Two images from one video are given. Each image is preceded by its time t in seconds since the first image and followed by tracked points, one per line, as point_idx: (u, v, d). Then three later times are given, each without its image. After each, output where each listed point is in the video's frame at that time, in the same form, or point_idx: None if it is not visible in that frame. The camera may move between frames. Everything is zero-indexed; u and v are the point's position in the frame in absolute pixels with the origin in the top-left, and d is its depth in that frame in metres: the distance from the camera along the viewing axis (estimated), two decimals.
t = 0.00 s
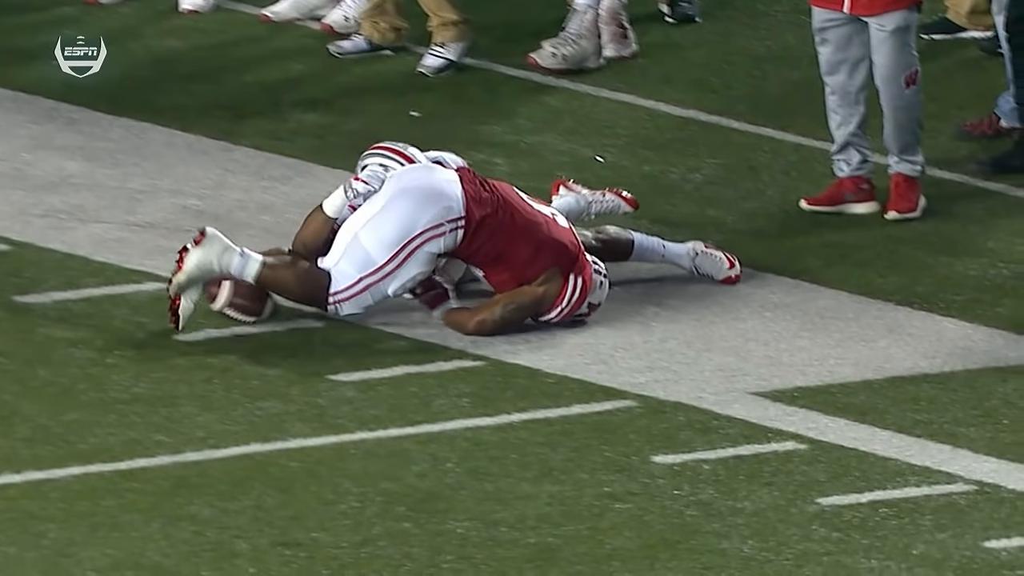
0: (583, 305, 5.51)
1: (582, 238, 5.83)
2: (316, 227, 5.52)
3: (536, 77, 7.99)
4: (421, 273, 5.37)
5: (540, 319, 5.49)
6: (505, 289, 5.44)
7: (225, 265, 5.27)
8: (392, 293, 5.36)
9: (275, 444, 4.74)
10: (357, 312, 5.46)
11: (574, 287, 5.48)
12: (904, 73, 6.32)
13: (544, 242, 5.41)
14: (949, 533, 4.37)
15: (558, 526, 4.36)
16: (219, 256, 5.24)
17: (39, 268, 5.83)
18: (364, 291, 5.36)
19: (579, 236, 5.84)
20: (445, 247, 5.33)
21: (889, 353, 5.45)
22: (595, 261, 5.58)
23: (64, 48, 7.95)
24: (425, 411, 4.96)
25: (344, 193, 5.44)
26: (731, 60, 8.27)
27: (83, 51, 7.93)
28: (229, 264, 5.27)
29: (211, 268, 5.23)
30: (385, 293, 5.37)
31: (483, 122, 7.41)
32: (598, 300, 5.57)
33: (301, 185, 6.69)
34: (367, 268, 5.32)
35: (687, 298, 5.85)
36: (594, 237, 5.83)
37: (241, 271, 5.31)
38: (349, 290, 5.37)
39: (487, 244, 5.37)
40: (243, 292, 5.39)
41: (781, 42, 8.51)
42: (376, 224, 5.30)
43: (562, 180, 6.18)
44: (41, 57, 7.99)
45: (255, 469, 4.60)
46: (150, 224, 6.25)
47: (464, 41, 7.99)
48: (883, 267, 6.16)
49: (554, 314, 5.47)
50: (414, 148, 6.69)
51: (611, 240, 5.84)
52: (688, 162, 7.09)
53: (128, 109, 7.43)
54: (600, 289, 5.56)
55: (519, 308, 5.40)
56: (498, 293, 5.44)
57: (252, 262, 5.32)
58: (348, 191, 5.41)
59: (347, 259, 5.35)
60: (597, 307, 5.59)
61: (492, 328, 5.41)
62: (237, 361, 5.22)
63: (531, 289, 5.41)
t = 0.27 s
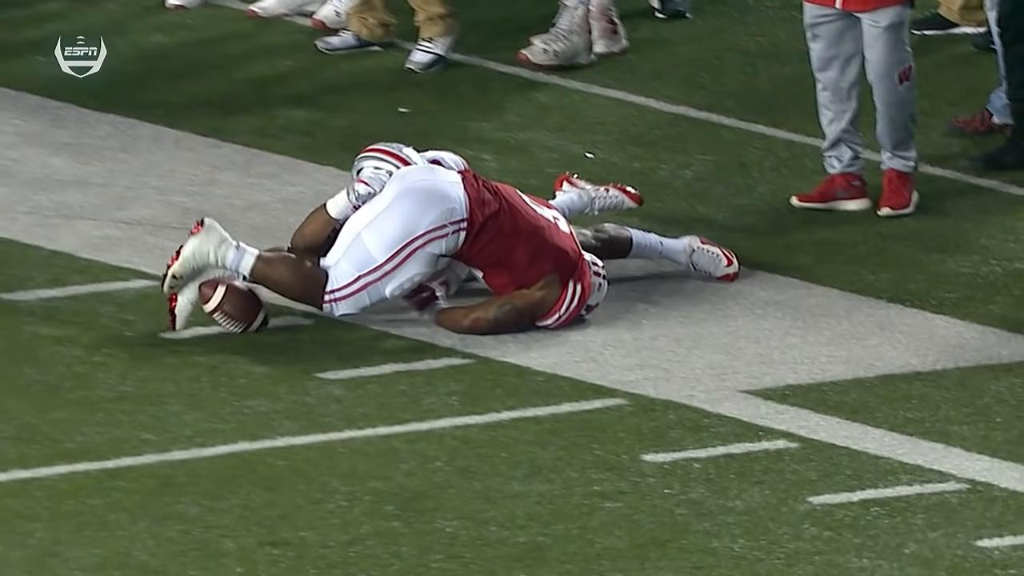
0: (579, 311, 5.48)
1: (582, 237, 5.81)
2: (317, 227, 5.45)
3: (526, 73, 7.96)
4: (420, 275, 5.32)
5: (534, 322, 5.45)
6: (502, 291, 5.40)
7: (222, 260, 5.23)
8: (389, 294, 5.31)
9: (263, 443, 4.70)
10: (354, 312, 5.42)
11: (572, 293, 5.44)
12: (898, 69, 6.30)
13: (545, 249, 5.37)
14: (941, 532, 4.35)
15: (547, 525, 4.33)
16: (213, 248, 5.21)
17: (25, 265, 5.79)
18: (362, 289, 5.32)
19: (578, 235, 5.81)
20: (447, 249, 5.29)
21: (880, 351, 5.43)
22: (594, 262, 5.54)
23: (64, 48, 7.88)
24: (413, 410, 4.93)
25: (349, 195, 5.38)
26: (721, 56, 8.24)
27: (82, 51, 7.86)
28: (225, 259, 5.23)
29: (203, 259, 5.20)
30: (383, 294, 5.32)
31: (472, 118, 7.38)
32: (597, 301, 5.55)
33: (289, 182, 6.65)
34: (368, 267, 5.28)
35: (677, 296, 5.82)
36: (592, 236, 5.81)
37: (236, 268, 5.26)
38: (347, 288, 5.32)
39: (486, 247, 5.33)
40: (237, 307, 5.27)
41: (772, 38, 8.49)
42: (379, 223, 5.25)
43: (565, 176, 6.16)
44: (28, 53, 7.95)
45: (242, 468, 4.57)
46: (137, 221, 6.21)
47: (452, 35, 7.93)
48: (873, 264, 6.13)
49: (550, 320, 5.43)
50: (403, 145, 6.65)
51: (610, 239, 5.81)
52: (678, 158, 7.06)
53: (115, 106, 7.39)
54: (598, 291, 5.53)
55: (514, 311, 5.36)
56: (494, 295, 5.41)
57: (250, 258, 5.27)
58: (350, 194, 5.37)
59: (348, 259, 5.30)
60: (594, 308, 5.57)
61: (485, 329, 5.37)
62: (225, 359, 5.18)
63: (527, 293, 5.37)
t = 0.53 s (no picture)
0: (579, 314, 5.45)
1: (582, 236, 5.79)
2: (317, 226, 5.41)
3: (519, 70, 7.93)
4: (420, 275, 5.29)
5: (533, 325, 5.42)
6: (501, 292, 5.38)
7: (221, 254, 5.22)
8: (387, 294, 5.28)
9: (254, 441, 4.68)
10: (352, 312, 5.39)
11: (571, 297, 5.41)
12: (893, 66, 6.28)
13: (546, 254, 5.33)
14: (936, 531, 4.33)
15: (540, 525, 4.31)
16: (213, 242, 5.20)
17: (16, 263, 5.77)
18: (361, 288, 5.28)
19: (578, 234, 5.79)
20: (446, 250, 5.26)
21: (875, 350, 5.41)
22: (594, 263, 5.50)
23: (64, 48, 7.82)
24: (406, 408, 4.90)
25: (352, 199, 5.33)
26: (715, 53, 8.23)
27: (83, 51, 7.79)
28: (224, 253, 5.22)
29: (203, 252, 5.19)
30: (381, 294, 5.29)
31: (465, 116, 7.36)
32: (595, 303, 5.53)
33: (281, 179, 6.63)
34: (368, 267, 5.25)
35: (671, 294, 5.80)
36: (592, 236, 5.79)
37: (235, 263, 5.24)
38: (346, 287, 5.29)
39: (486, 248, 5.30)
40: (231, 312, 5.22)
41: (766, 36, 8.47)
42: (381, 224, 5.23)
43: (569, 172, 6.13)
44: (19, 51, 7.92)
45: (234, 467, 4.54)
46: (128, 219, 6.18)
47: (444, 31, 7.91)
48: (867, 262, 6.11)
49: (548, 323, 5.40)
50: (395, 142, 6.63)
51: (610, 238, 5.79)
52: (672, 156, 7.04)
53: (106, 103, 7.37)
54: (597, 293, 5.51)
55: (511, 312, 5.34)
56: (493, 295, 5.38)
57: (248, 253, 5.25)
58: (352, 198, 5.33)
59: (348, 259, 5.27)
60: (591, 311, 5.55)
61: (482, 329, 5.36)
62: (217, 357, 5.16)
63: (526, 295, 5.35)
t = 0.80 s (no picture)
0: (579, 315, 5.45)
1: (582, 236, 5.78)
2: (318, 226, 5.41)
3: (516, 69, 7.92)
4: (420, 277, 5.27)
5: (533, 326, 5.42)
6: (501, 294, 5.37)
7: (221, 251, 5.22)
8: (386, 294, 5.26)
9: (250, 441, 4.67)
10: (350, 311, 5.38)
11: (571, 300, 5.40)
12: (891, 65, 6.27)
13: (546, 257, 5.32)
14: (933, 531, 4.32)
15: (536, 525, 4.29)
16: (213, 239, 5.20)
17: (10, 262, 5.75)
18: (360, 288, 5.26)
19: (578, 234, 5.79)
20: (446, 250, 5.24)
21: (872, 349, 5.40)
22: (593, 263, 5.49)
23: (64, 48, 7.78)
24: (402, 408, 4.89)
25: (352, 200, 5.32)
26: (712, 52, 8.21)
27: (83, 51, 7.76)
28: (224, 250, 5.22)
29: (203, 248, 5.19)
30: (380, 295, 5.27)
31: (462, 114, 7.34)
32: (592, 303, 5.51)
33: (277, 178, 6.62)
34: (368, 267, 5.23)
35: (668, 293, 5.79)
36: (592, 236, 5.77)
37: (235, 261, 5.24)
38: (345, 287, 5.27)
39: (486, 250, 5.29)
40: (228, 313, 5.21)
41: (763, 35, 8.46)
42: (381, 223, 5.21)
43: (569, 170, 6.11)
44: (14, 50, 7.90)
45: (230, 466, 4.53)
46: (124, 218, 6.16)
47: (440, 29, 7.90)
48: (864, 262, 6.10)
49: (548, 325, 5.39)
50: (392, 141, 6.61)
51: (610, 238, 5.78)
52: (668, 154, 7.03)
53: (102, 102, 7.35)
54: (596, 293, 5.50)
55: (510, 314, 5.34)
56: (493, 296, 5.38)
57: (248, 252, 5.25)
58: (352, 199, 5.31)
59: (348, 259, 5.25)
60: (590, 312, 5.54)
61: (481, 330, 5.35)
62: (212, 356, 5.15)
63: (525, 296, 5.35)
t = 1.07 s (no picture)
0: (579, 315, 5.45)
1: (582, 236, 5.78)
2: (318, 226, 5.41)
3: (516, 69, 7.92)
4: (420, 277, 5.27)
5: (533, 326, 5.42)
6: (501, 294, 5.37)
7: (221, 251, 5.22)
8: (386, 294, 5.26)
9: (250, 441, 4.67)
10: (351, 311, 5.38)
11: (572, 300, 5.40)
12: (891, 65, 6.27)
13: (547, 256, 5.32)
14: (933, 531, 4.32)
15: (536, 525, 4.29)
16: (213, 239, 5.20)
17: (10, 262, 5.75)
18: (360, 289, 5.26)
19: (578, 234, 5.79)
20: (447, 250, 5.24)
21: (872, 349, 5.40)
22: (593, 263, 5.49)
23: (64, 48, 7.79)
24: (402, 408, 4.89)
25: (353, 200, 5.31)
26: (712, 52, 8.21)
27: (83, 51, 7.76)
28: (224, 251, 5.22)
29: (203, 248, 5.19)
30: (379, 295, 5.27)
31: (462, 114, 7.34)
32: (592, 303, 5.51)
33: (277, 178, 6.62)
34: (368, 267, 5.23)
35: (668, 293, 5.79)
36: (592, 236, 5.77)
37: (235, 261, 5.24)
38: (345, 288, 5.27)
39: (486, 250, 5.29)
40: (228, 313, 5.21)
41: (763, 35, 8.46)
42: (381, 223, 5.21)
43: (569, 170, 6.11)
44: (14, 50, 7.90)
45: (230, 467, 4.53)
46: (124, 218, 6.16)
47: (440, 29, 7.90)
48: (864, 262, 6.10)
49: (548, 325, 5.39)
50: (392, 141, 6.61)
51: (610, 238, 5.78)
52: (668, 154, 7.03)
53: (101, 102, 7.35)
54: (596, 293, 5.50)
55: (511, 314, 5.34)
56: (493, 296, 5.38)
57: (249, 252, 5.25)
58: (352, 199, 5.31)
59: (348, 258, 5.25)
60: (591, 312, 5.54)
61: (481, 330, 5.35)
62: (212, 357, 5.14)
63: (526, 297, 5.35)
